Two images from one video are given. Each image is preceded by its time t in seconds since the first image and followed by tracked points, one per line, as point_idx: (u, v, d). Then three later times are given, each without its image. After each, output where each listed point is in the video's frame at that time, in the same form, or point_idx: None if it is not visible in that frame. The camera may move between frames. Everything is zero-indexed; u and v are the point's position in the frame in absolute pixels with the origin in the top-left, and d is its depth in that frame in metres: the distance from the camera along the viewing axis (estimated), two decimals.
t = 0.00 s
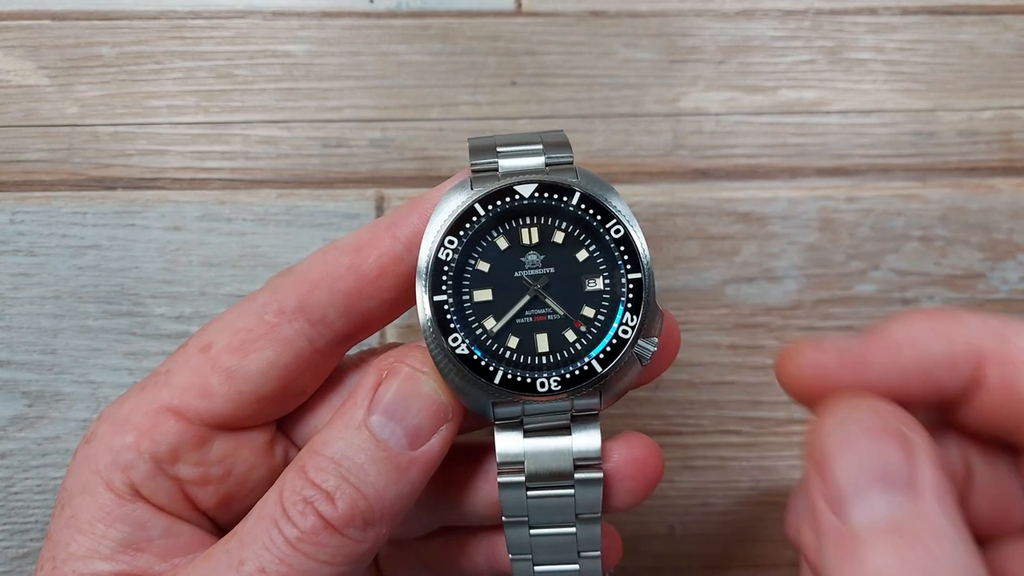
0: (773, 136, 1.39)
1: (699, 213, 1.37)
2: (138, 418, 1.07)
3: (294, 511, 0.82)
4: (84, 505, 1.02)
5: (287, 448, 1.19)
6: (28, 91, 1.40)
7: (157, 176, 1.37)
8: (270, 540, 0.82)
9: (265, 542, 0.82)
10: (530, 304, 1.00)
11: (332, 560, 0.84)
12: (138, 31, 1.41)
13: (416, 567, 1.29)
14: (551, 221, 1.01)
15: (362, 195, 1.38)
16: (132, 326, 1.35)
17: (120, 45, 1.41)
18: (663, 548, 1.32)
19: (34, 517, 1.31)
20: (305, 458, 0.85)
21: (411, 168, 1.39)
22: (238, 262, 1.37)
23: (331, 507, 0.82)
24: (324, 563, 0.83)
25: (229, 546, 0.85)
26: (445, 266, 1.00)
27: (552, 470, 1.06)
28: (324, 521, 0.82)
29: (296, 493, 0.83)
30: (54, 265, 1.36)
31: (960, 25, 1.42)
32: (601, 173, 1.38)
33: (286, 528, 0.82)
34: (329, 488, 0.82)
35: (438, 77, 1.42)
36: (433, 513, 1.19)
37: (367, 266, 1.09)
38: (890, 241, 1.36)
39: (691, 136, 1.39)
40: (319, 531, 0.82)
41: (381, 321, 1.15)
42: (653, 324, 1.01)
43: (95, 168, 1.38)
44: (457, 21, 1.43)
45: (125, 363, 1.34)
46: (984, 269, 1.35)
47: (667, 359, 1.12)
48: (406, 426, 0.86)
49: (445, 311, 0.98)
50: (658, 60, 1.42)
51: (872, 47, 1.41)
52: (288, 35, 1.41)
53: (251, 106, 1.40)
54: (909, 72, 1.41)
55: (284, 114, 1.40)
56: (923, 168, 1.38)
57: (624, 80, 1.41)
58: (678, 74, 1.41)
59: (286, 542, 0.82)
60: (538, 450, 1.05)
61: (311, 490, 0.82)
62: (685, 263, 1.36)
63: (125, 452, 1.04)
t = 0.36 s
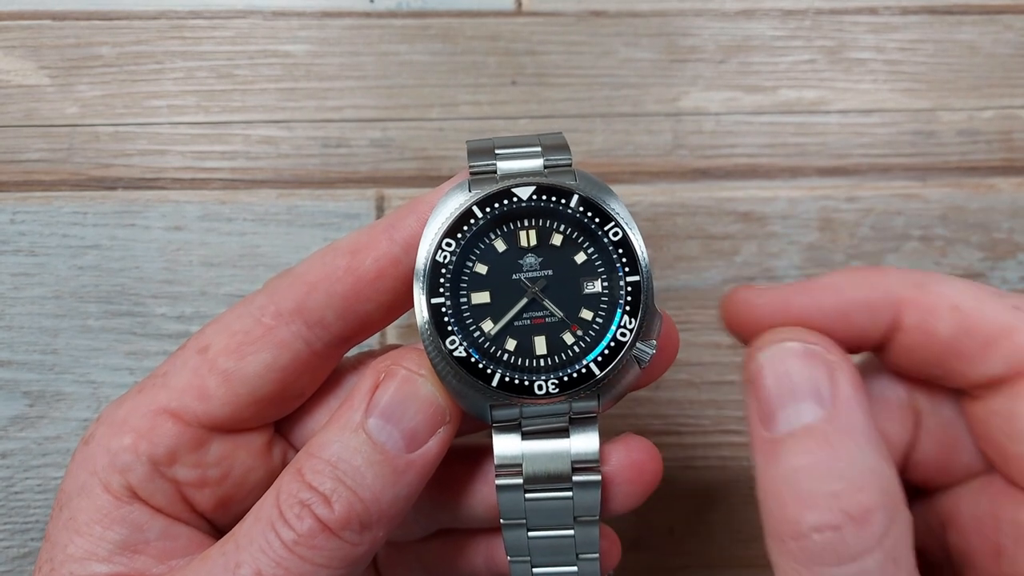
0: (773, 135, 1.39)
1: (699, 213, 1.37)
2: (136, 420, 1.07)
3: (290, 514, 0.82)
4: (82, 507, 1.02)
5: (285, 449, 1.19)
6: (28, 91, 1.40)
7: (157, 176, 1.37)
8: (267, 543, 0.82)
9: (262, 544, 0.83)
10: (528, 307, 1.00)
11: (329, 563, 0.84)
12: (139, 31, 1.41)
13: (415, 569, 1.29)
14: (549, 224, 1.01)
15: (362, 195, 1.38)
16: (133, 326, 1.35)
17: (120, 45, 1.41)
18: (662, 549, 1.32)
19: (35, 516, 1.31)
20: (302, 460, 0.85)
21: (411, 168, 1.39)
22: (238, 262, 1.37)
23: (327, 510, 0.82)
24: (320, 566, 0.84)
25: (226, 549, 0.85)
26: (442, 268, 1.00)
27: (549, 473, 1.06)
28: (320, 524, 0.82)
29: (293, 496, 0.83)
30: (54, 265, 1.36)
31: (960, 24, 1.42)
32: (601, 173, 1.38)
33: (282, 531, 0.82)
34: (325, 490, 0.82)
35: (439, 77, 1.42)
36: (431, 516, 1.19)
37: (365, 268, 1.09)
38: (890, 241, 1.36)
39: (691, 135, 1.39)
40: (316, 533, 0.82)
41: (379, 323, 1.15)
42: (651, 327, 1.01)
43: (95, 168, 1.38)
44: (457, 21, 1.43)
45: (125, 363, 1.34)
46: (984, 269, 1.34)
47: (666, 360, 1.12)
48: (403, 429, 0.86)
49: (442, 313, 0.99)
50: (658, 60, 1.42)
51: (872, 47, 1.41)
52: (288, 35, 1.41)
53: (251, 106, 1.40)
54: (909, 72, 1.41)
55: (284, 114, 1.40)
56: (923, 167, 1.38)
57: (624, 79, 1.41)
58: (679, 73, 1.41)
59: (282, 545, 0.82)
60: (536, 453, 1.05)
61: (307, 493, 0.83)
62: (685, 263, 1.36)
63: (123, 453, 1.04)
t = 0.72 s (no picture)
0: (773, 135, 1.39)
1: (699, 213, 1.37)
2: (135, 420, 1.07)
3: (289, 514, 0.82)
4: (81, 507, 1.02)
5: (285, 449, 1.19)
6: (28, 91, 1.40)
7: (157, 176, 1.37)
8: (266, 543, 0.82)
9: (261, 544, 0.83)
10: (526, 306, 1.00)
11: (328, 563, 0.84)
12: (139, 31, 1.41)
13: (414, 568, 1.29)
14: (547, 222, 1.01)
15: (362, 195, 1.38)
16: (133, 326, 1.35)
17: (120, 45, 1.41)
18: (661, 549, 1.32)
19: (35, 517, 1.31)
20: (301, 460, 0.85)
21: (411, 168, 1.39)
22: (238, 262, 1.37)
23: (326, 510, 0.82)
24: (319, 566, 0.83)
25: (225, 550, 0.85)
26: (441, 267, 1.00)
27: (548, 472, 1.06)
28: (319, 524, 0.82)
29: (292, 495, 0.83)
30: (55, 265, 1.36)
31: (960, 24, 1.42)
32: (601, 173, 1.38)
33: (281, 531, 0.82)
34: (324, 490, 0.82)
35: (439, 77, 1.42)
36: (430, 514, 1.19)
37: (363, 268, 1.09)
38: (890, 241, 1.36)
39: (691, 135, 1.39)
40: (314, 533, 0.82)
41: (377, 322, 1.15)
42: (649, 326, 1.01)
43: (95, 168, 1.38)
44: (457, 21, 1.43)
45: (125, 363, 1.34)
46: (984, 269, 1.34)
47: (664, 360, 1.13)
48: (402, 428, 0.86)
49: (440, 313, 0.99)
50: (658, 60, 1.42)
51: (873, 47, 1.41)
52: (288, 35, 1.41)
53: (251, 106, 1.40)
54: (909, 72, 1.41)
55: (284, 114, 1.40)
56: (923, 168, 1.38)
57: (624, 80, 1.41)
58: (679, 74, 1.41)
59: (281, 545, 0.82)
60: (535, 452, 1.05)
61: (306, 492, 0.83)
62: (685, 263, 1.36)
63: (122, 453, 1.04)
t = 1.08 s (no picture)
0: (773, 136, 1.39)
1: (699, 214, 1.37)
2: (134, 420, 1.07)
3: (287, 514, 0.82)
4: (80, 507, 1.02)
5: (284, 449, 1.19)
6: (28, 92, 1.40)
7: (157, 176, 1.37)
8: (264, 543, 0.82)
9: (259, 544, 0.83)
10: (524, 306, 1.00)
11: (326, 564, 0.84)
12: (139, 31, 1.41)
13: (413, 569, 1.29)
14: (546, 222, 1.01)
15: (362, 196, 1.38)
16: (133, 327, 1.35)
17: (121, 45, 1.41)
18: (661, 549, 1.32)
19: (35, 517, 1.31)
20: (299, 460, 0.85)
21: (412, 168, 1.39)
22: (238, 262, 1.37)
23: (325, 510, 0.82)
24: (318, 567, 0.83)
25: (223, 550, 0.85)
26: (439, 267, 1.00)
27: (547, 472, 1.06)
28: (318, 524, 0.82)
29: (290, 495, 0.83)
30: (55, 265, 1.36)
31: (960, 25, 1.42)
32: (601, 174, 1.38)
33: (279, 532, 0.82)
34: (323, 490, 0.82)
35: (439, 78, 1.42)
36: (429, 515, 1.19)
37: (362, 269, 1.09)
38: (890, 241, 1.36)
39: (691, 136, 1.39)
40: (313, 533, 0.82)
41: (376, 323, 1.15)
42: (648, 326, 1.01)
43: (95, 168, 1.38)
44: (457, 21, 1.43)
45: (125, 364, 1.34)
46: (984, 269, 1.34)
47: (662, 360, 1.12)
48: (400, 428, 0.86)
49: (439, 313, 0.99)
50: (658, 60, 1.42)
51: (873, 48, 1.41)
52: (288, 35, 1.41)
53: (251, 106, 1.40)
54: (909, 72, 1.41)
55: (284, 115, 1.40)
56: (923, 168, 1.38)
57: (625, 80, 1.41)
58: (679, 74, 1.41)
59: (279, 545, 0.82)
60: (533, 452, 1.05)
61: (305, 493, 0.83)
62: (685, 263, 1.36)
63: (121, 454, 1.05)
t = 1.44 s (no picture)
0: (775, 136, 1.39)
1: (701, 214, 1.37)
2: (137, 421, 1.07)
3: (292, 514, 0.82)
4: (83, 508, 1.02)
5: (287, 449, 1.19)
6: (30, 92, 1.40)
7: (159, 177, 1.37)
8: (269, 543, 0.82)
9: (264, 544, 0.83)
10: (528, 305, 1.00)
11: (331, 564, 0.84)
12: (140, 32, 1.41)
13: (416, 568, 1.29)
14: (549, 221, 1.02)
15: (363, 196, 1.38)
16: (135, 327, 1.35)
17: (122, 46, 1.41)
18: (663, 549, 1.32)
19: (37, 518, 1.31)
20: (303, 460, 0.85)
21: (413, 168, 1.38)
22: (240, 263, 1.37)
23: (330, 510, 0.82)
24: (322, 566, 0.83)
25: (227, 550, 0.85)
26: (443, 267, 1.00)
27: (551, 470, 1.06)
28: (322, 524, 0.82)
29: (295, 495, 0.83)
30: (56, 266, 1.36)
31: (961, 25, 1.42)
32: (602, 174, 1.38)
33: (284, 532, 0.82)
34: (327, 490, 0.82)
35: (440, 78, 1.42)
36: (432, 514, 1.19)
37: (365, 268, 1.09)
38: (892, 241, 1.35)
39: (692, 136, 1.39)
40: (317, 533, 0.82)
41: (379, 322, 1.15)
42: (651, 324, 1.01)
43: (97, 169, 1.38)
44: (459, 22, 1.43)
45: (127, 364, 1.34)
46: (986, 269, 1.34)
47: (664, 358, 1.12)
48: (404, 427, 0.86)
49: (443, 312, 0.98)
50: (659, 60, 1.42)
51: (874, 47, 1.41)
52: (290, 36, 1.41)
53: (252, 107, 1.40)
54: (910, 72, 1.41)
55: (285, 115, 1.40)
56: (925, 168, 1.38)
57: (626, 80, 1.41)
58: (680, 74, 1.41)
59: (284, 545, 0.82)
60: (538, 450, 1.05)
61: (309, 492, 0.83)
62: (687, 263, 1.36)
63: (125, 454, 1.04)
